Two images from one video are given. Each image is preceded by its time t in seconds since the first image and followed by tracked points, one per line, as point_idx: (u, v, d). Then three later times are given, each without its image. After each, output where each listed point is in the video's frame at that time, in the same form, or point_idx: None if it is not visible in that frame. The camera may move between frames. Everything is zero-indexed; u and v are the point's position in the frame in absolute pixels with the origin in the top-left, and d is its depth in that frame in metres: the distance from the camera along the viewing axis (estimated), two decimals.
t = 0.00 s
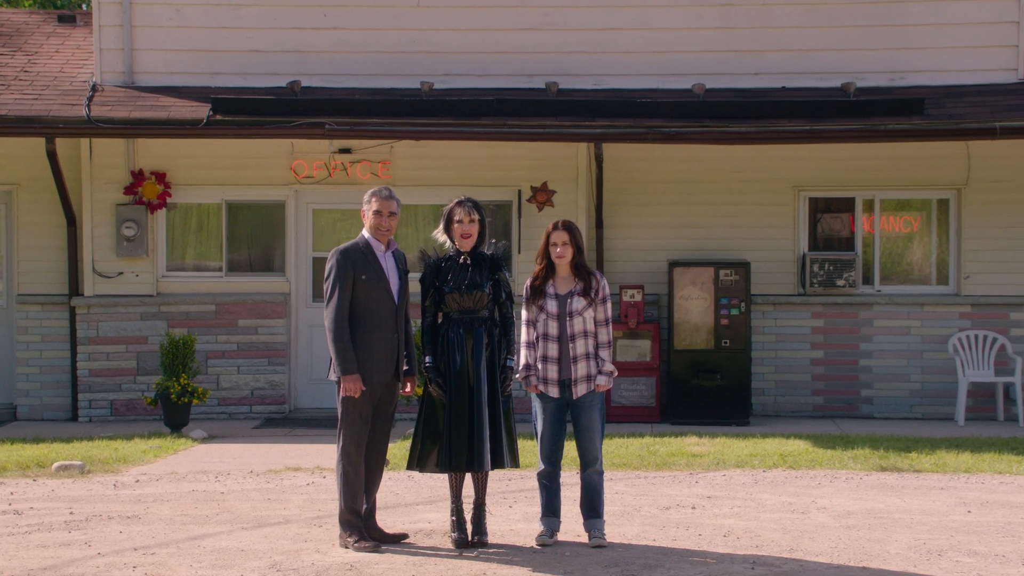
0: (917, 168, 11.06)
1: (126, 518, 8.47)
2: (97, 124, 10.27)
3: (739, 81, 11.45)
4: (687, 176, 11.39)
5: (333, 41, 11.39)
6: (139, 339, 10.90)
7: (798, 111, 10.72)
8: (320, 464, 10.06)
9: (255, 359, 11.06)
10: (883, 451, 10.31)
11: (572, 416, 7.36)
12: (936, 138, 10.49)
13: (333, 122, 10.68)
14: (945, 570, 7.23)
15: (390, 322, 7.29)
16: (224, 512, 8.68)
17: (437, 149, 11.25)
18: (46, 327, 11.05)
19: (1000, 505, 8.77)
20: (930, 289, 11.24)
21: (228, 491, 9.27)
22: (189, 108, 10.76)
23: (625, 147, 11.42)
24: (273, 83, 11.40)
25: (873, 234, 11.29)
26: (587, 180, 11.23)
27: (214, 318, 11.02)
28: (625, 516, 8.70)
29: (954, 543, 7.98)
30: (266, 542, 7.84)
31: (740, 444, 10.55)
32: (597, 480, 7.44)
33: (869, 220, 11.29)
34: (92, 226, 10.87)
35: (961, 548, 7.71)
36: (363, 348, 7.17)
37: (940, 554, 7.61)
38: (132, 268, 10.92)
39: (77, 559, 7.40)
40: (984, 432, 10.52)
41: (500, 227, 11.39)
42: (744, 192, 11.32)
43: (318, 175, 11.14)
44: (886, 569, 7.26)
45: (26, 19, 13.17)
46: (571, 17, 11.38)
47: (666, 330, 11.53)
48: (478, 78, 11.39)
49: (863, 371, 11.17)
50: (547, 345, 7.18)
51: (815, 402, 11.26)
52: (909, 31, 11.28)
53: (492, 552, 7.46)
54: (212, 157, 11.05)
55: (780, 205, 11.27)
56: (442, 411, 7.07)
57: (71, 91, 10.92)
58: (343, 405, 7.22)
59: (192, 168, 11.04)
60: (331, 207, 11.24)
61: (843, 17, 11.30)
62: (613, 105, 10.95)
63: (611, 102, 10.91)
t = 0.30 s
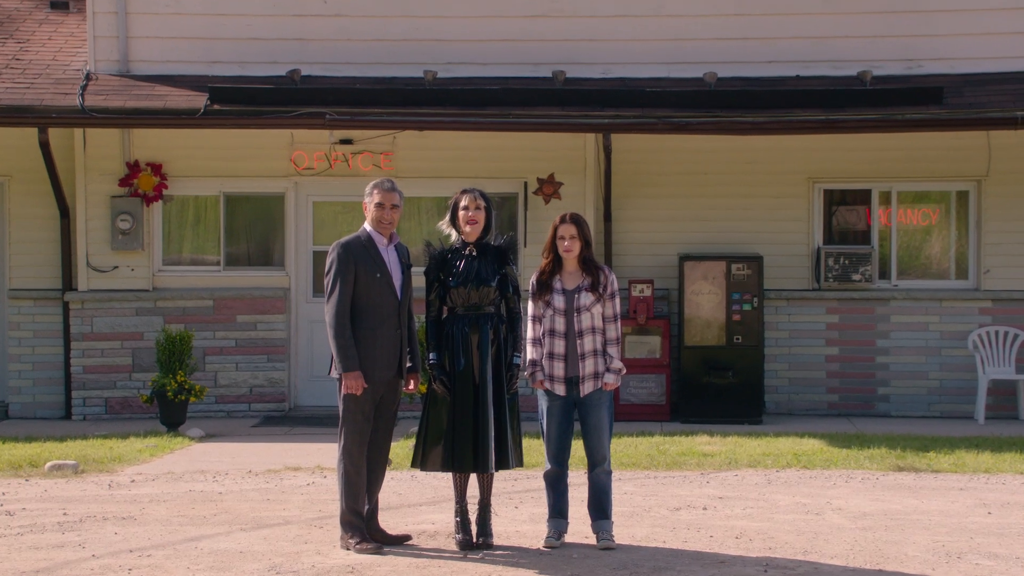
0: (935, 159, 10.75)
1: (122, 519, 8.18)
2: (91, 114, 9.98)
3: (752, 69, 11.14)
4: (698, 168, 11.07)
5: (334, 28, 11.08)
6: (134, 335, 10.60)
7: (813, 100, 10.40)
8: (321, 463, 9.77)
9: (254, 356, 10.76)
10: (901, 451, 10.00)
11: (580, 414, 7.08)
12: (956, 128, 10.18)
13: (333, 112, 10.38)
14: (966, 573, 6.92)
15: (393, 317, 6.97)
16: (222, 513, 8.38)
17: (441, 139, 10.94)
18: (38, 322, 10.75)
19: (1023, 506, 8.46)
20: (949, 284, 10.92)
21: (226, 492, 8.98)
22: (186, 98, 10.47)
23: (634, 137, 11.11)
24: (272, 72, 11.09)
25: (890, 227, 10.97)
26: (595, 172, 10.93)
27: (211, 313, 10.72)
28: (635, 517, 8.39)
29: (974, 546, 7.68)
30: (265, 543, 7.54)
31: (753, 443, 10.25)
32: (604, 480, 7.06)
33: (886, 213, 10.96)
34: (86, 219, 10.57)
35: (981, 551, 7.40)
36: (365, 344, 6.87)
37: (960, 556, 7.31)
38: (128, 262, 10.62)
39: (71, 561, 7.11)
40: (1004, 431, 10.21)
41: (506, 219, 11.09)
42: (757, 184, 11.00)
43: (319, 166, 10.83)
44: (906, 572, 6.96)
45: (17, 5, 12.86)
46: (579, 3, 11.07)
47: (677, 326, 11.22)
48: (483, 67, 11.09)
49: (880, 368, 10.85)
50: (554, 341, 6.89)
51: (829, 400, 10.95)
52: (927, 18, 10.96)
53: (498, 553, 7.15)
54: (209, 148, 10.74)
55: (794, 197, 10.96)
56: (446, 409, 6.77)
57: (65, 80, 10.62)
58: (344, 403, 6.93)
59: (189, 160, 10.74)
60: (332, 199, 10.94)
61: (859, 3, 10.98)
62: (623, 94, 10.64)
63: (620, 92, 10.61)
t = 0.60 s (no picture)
0: (955, 149, 10.39)
1: (114, 521, 7.84)
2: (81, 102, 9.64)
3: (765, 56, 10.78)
4: (710, 158, 10.71)
5: (333, 14, 10.73)
6: (127, 330, 10.26)
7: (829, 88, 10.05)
8: (320, 463, 9.43)
9: (250, 353, 10.41)
10: (920, 451, 9.64)
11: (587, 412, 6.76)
12: (979, 116, 9.81)
13: (333, 100, 10.04)
14: None
15: (396, 312, 6.61)
16: (218, 515, 8.04)
17: (444, 128, 10.58)
18: (28, 317, 10.41)
19: None
20: (970, 278, 10.55)
21: (222, 493, 8.64)
22: (181, 85, 10.12)
23: (644, 127, 10.76)
24: (269, 59, 10.74)
25: (909, 220, 10.60)
26: (603, 162, 10.58)
27: (207, 309, 10.37)
28: (645, 520, 8.04)
29: (996, 550, 7.32)
30: (263, 546, 7.20)
31: (766, 443, 9.89)
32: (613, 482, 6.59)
33: (904, 205, 10.59)
34: (77, 211, 10.23)
35: (1005, 555, 7.05)
36: (365, 340, 6.53)
37: (982, 561, 6.96)
38: (120, 256, 10.28)
39: (64, 564, 6.78)
40: None
41: (511, 211, 10.74)
42: (771, 174, 10.64)
43: (318, 156, 10.48)
44: None
45: None
46: None
47: (687, 322, 10.86)
48: (487, 54, 10.73)
49: (898, 365, 10.49)
50: (561, 337, 6.55)
51: (846, 398, 10.59)
52: (947, 2, 10.60)
53: (504, 557, 6.80)
54: (203, 137, 10.39)
55: (809, 188, 10.60)
56: (449, 407, 6.43)
57: (54, 67, 10.28)
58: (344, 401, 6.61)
59: (183, 149, 10.39)
60: (332, 190, 10.60)
61: None
62: (632, 82, 10.29)
63: (629, 79, 10.25)
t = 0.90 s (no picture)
0: (972, 140, 10.09)
1: (106, 524, 7.55)
2: (71, 91, 9.34)
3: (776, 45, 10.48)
4: (719, 150, 10.40)
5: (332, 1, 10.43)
6: (119, 327, 9.97)
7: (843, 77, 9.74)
8: (318, 464, 9.14)
9: (246, 350, 10.11)
10: (936, 452, 9.33)
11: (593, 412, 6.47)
12: (998, 105, 9.51)
13: (331, 90, 9.75)
14: None
15: (396, 310, 6.30)
16: (213, 518, 7.75)
17: (446, 119, 10.28)
18: (18, 314, 10.10)
19: None
20: (989, 273, 10.25)
21: (217, 495, 8.35)
22: (174, 75, 9.83)
23: (651, 118, 10.45)
24: (266, 47, 10.45)
25: (925, 213, 10.29)
26: (609, 154, 10.28)
27: (202, 305, 10.07)
28: (652, 522, 7.74)
29: (1016, 554, 7.03)
30: (259, 549, 6.91)
31: (777, 443, 9.59)
32: (620, 483, 6.30)
33: (920, 198, 10.28)
34: (68, 204, 9.94)
35: None
36: (365, 337, 6.23)
37: (1002, 565, 6.68)
38: (112, 250, 9.99)
39: (52, 569, 6.48)
40: None
41: (515, 205, 10.44)
42: (782, 166, 10.34)
43: (315, 148, 10.18)
44: None
45: None
46: None
47: (696, 319, 10.56)
48: (490, 42, 10.44)
49: (914, 363, 10.18)
50: (566, 335, 6.27)
51: (860, 397, 10.29)
52: None
53: (508, 561, 6.50)
54: (197, 128, 10.09)
55: (821, 180, 10.29)
56: (452, 407, 6.15)
57: (44, 56, 9.98)
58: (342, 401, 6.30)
59: (176, 141, 10.08)
60: (330, 183, 10.29)
61: None
62: (639, 71, 9.99)
63: (637, 68, 9.95)
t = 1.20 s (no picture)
0: (990, 132, 9.80)
1: (98, 527, 7.28)
2: (61, 82, 9.08)
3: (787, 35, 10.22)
4: (729, 142, 10.12)
5: None
6: (111, 325, 9.69)
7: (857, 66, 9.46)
8: (316, 465, 8.86)
9: (242, 348, 9.84)
10: (952, 453, 9.04)
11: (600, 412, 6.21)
12: (1017, 96, 9.22)
13: (330, 80, 9.48)
14: None
15: (396, 307, 6.03)
16: (208, 521, 7.47)
17: (448, 111, 10.00)
18: (7, 311, 9.82)
19: None
20: (1007, 269, 9.95)
21: (211, 497, 8.07)
22: (168, 65, 9.56)
23: (658, 110, 10.17)
24: (262, 37, 10.18)
25: (941, 207, 10.00)
26: (615, 147, 10.01)
27: (196, 302, 9.79)
28: (659, 525, 7.46)
29: None
30: (255, 553, 6.63)
31: (788, 444, 9.31)
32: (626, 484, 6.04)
33: (936, 191, 9.99)
34: (58, 198, 9.66)
35: None
36: (364, 334, 5.96)
37: None
38: (104, 245, 9.71)
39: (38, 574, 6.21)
40: None
41: (518, 199, 10.17)
42: (793, 159, 10.06)
43: (313, 141, 9.90)
44: None
45: None
46: None
47: (705, 316, 10.28)
48: (493, 31, 10.16)
49: (929, 362, 9.89)
50: (572, 333, 6.01)
51: (873, 397, 10.00)
52: None
53: (511, 564, 6.19)
54: (191, 120, 9.81)
55: (834, 174, 10.01)
56: (453, 407, 5.91)
57: (33, 45, 9.71)
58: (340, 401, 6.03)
59: (169, 133, 9.80)
60: (328, 176, 10.01)
61: None
62: (646, 61, 9.71)
63: (644, 58, 9.67)
